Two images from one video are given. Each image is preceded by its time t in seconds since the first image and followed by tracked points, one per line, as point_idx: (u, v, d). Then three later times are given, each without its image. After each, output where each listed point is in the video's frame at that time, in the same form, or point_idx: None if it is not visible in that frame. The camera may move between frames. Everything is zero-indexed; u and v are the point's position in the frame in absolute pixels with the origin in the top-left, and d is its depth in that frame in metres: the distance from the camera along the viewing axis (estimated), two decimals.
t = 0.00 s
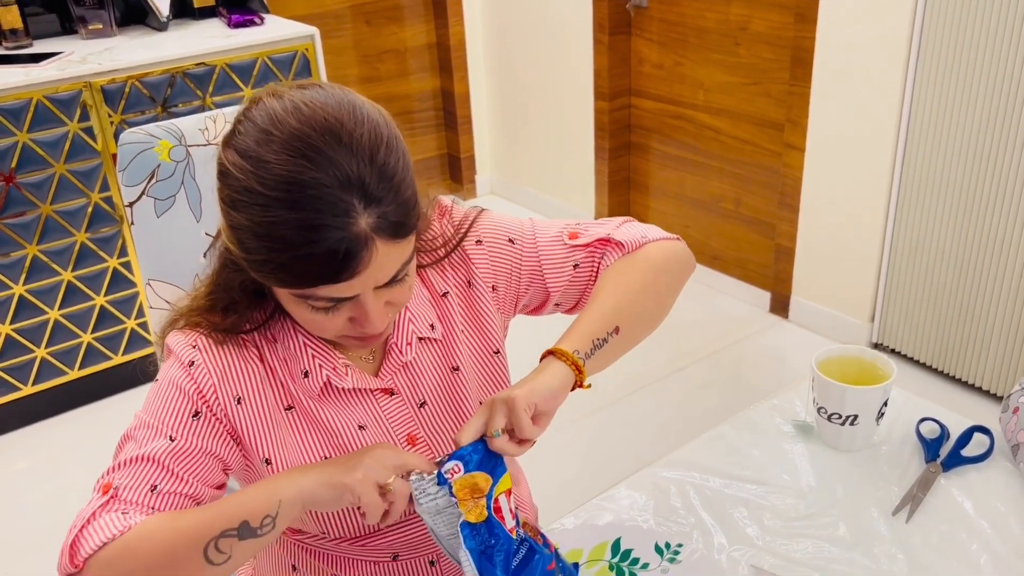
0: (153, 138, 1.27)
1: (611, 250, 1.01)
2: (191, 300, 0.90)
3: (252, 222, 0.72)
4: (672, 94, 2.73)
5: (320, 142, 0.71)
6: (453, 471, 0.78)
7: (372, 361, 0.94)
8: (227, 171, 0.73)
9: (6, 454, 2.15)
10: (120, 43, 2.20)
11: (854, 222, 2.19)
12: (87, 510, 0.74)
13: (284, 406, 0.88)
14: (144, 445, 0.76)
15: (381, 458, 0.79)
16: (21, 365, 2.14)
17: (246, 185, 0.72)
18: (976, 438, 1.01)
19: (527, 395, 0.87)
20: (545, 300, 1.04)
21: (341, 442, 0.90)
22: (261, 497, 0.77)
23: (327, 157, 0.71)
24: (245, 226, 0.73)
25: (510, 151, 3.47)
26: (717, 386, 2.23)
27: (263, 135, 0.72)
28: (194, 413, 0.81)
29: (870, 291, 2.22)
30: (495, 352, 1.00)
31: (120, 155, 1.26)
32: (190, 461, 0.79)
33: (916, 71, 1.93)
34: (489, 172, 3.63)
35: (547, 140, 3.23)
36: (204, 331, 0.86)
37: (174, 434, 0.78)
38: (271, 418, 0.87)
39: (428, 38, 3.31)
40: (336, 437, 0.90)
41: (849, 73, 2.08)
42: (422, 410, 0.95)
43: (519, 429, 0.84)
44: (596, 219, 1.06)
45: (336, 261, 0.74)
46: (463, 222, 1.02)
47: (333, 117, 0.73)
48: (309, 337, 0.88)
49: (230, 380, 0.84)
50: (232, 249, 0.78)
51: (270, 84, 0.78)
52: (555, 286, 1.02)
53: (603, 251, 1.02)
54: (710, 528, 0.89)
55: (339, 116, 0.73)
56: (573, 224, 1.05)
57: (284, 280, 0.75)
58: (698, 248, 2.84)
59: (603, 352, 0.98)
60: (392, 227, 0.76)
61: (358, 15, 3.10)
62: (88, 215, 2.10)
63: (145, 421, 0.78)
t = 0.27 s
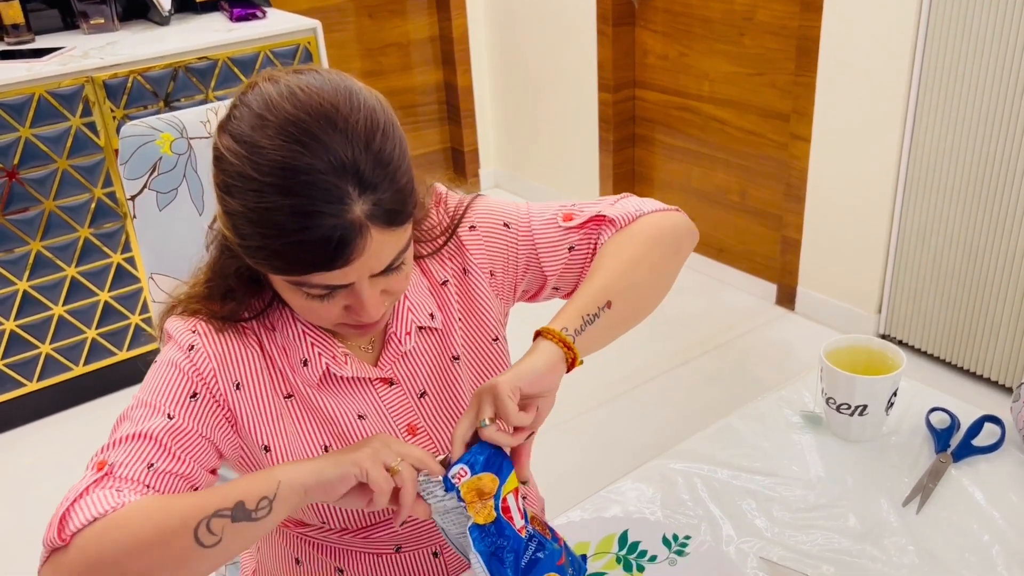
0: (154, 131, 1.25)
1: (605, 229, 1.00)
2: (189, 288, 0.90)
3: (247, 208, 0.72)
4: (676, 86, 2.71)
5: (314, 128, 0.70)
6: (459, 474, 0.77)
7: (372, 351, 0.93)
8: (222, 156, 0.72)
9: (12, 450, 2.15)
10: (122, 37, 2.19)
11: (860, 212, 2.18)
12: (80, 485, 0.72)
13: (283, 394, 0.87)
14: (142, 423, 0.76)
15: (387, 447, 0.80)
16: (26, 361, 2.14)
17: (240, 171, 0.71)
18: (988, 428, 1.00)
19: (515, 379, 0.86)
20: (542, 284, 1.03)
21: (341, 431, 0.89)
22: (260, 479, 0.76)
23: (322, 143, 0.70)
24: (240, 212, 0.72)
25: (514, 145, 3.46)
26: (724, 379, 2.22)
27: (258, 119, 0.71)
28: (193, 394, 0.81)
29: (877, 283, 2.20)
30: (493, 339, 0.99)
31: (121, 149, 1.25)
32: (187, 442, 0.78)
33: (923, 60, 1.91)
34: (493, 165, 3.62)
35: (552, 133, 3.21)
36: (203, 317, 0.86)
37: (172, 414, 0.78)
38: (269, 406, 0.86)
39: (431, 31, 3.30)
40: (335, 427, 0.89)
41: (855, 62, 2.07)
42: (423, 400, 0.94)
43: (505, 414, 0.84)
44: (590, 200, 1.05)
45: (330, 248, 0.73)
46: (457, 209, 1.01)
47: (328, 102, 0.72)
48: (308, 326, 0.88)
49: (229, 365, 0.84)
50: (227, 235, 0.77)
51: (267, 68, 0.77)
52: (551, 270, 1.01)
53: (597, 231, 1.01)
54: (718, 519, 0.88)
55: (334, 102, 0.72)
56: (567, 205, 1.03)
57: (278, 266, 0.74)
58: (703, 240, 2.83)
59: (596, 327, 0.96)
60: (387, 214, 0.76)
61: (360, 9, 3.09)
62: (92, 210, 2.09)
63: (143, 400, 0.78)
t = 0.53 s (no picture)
0: (155, 132, 1.26)
1: (595, 226, 0.99)
2: (192, 287, 0.90)
3: (255, 197, 0.71)
4: (677, 83, 2.71)
5: (325, 117, 0.70)
6: (456, 484, 0.77)
7: (373, 352, 0.93)
8: (231, 146, 0.72)
9: (15, 452, 2.16)
10: (123, 38, 2.19)
11: (863, 209, 2.17)
12: (81, 479, 0.72)
13: (286, 395, 0.87)
14: (146, 418, 0.76)
15: (398, 459, 0.80)
16: (29, 363, 2.14)
17: (250, 159, 0.71)
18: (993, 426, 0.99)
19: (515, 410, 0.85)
20: (535, 281, 1.02)
21: (342, 434, 0.89)
22: (270, 490, 0.76)
23: (332, 132, 0.70)
24: (247, 201, 0.72)
25: (515, 143, 3.46)
26: (727, 377, 2.21)
27: (268, 108, 0.71)
28: (196, 390, 0.81)
29: (880, 279, 2.20)
30: (491, 340, 0.99)
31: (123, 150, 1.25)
32: (190, 438, 0.78)
33: (924, 56, 1.91)
34: (494, 164, 3.61)
35: (553, 131, 3.21)
36: (207, 316, 0.86)
37: (175, 409, 0.78)
38: (272, 406, 0.86)
39: (431, 30, 3.30)
40: (337, 429, 0.89)
41: (857, 58, 2.06)
42: (425, 403, 0.94)
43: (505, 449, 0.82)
44: (579, 192, 1.03)
45: (338, 238, 0.72)
46: (449, 209, 1.00)
47: (339, 93, 0.72)
48: (310, 326, 0.88)
49: (233, 364, 0.84)
50: (234, 228, 0.77)
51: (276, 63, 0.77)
52: (540, 265, 1.00)
53: (586, 227, 0.99)
54: (723, 519, 0.88)
55: (345, 93, 0.72)
56: (558, 199, 1.02)
57: (285, 257, 0.74)
58: (705, 238, 2.82)
59: (598, 340, 0.95)
60: (395, 206, 0.75)
61: (360, 8, 3.08)
62: (93, 212, 2.09)
63: (147, 395, 0.78)
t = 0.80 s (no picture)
0: (155, 134, 1.26)
1: (605, 238, 0.98)
2: (196, 293, 0.91)
3: (262, 204, 0.71)
4: (677, 82, 2.71)
5: (332, 124, 0.71)
6: (464, 483, 0.77)
7: (377, 358, 0.93)
8: (238, 152, 0.72)
9: (17, 452, 2.16)
10: (122, 39, 2.20)
11: (862, 207, 2.18)
12: (87, 494, 0.73)
13: (289, 403, 0.88)
14: (151, 430, 0.76)
15: (401, 478, 0.78)
16: (30, 364, 2.14)
17: (257, 167, 0.71)
18: (990, 423, 1.00)
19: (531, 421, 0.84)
20: (540, 287, 1.02)
21: (347, 440, 0.90)
22: (277, 512, 0.76)
23: (339, 139, 0.71)
24: (254, 209, 0.72)
25: (515, 142, 3.46)
26: (727, 375, 2.22)
27: (275, 116, 0.71)
28: (200, 401, 0.81)
29: (880, 277, 2.20)
30: (496, 345, 0.99)
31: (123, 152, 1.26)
32: (194, 449, 0.79)
33: (923, 54, 1.91)
34: (494, 163, 3.61)
35: (552, 130, 3.21)
36: (210, 323, 0.86)
37: (180, 420, 0.78)
38: (276, 414, 0.87)
39: (430, 29, 3.30)
40: (341, 435, 0.89)
41: (856, 56, 2.06)
42: (429, 408, 0.95)
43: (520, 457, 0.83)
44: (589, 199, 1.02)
45: (346, 246, 0.73)
46: (456, 215, 1.00)
47: (346, 100, 0.72)
48: (313, 332, 0.88)
49: (237, 373, 0.84)
50: (239, 235, 0.77)
51: (282, 70, 0.78)
52: (546, 273, 1.00)
53: (596, 238, 0.99)
54: (722, 517, 0.88)
55: (352, 101, 0.73)
56: (566, 206, 1.01)
57: (292, 265, 0.74)
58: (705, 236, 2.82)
59: (614, 356, 0.95)
60: (402, 214, 0.76)
61: (360, 8, 3.09)
62: (94, 213, 2.10)
63: (152, 405, 0.78)
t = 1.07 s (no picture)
0: (154, 135, 1.27)
1: (611, 233, 1.00)
2: (200, 297, 0.91)
3: (270, 219, 0.72)
4: (676, 81, 2.71)
5: (342, 141, 0.71)
6: (465, 466, 0.78)
7: (381, 361, 0.93)
8: (246, 166, 0.73)
9: (18, 452, 2.17)
10: (122, 40, 2.20)
11: (861, 206, 2.18)
12: (86, 494, 0.73)
13: (294, 407, 0.88)
14: (152, 433, 0.76)
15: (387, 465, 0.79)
16: (31, 364, 2.15)
17: (266, 182, 0.71)
18: (986, 420, 1.00)
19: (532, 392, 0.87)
20: (545, 287, 1.03)
21: (353, 445, 0.89)
22: (267, 499, 0.77)
23: (349, 157, 0.71)
24: (262, 223, 0.73)
25: (515, 142, 3.46)
26: (726, 374, 2.22)
27: (285, 131, 0.71)
28: (203, 405, 0.81)
29: (879, 276, 2.21)
30: (501, 347, 0.99)
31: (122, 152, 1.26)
32: (196, 453, 0.79)
33: (923, 54, 1.92)
34: (494, 162, 3.62)
35: (552, 130, 3.21)
36: (215, 328, 0.87)
37: (181, 424, 0.79)
38: (280, 418, 0.87)
39: (430, 29, 3.30)
40: (346, 440, 0.89)
41: (854, 55, 2.07)
42: (434, 410, 0.95)
43: (522, 428, 0.84)
44: (592, 198, 1.04)
45: (353, 262, 0.73)
46: (461, 216, 1.00)
47: (356, 117, 0.73)
48: (318, 338, 0.88)
49: (241, 378, 0.85)
50: (246, 246, 0.77)
51: (291, 81, 0.78)
52: (552, 274, 1.01)
53: (603, 234, 1.00)
54: (719, 513, 0.89)
55: (362, 117, 0.73)
56: (570, 205, 1.03)
57: (299, 279, 0.74)
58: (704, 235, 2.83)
59: (614, 339, 0.97)
60: (410, 230, 0.76)
61: (360, 9, 3.09)
62: (94, 214, 2.10)
63: (153, 408, 0.78)
